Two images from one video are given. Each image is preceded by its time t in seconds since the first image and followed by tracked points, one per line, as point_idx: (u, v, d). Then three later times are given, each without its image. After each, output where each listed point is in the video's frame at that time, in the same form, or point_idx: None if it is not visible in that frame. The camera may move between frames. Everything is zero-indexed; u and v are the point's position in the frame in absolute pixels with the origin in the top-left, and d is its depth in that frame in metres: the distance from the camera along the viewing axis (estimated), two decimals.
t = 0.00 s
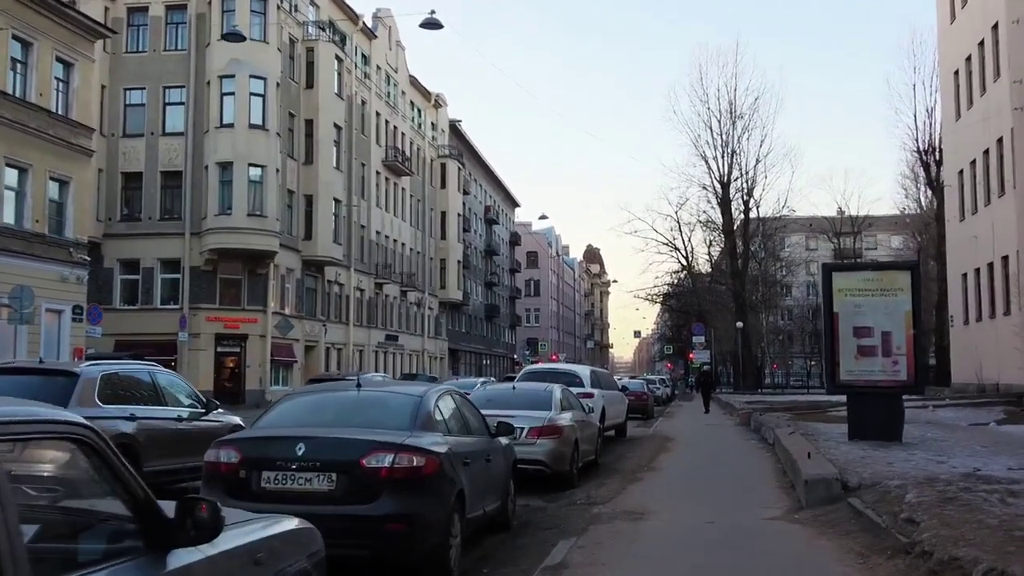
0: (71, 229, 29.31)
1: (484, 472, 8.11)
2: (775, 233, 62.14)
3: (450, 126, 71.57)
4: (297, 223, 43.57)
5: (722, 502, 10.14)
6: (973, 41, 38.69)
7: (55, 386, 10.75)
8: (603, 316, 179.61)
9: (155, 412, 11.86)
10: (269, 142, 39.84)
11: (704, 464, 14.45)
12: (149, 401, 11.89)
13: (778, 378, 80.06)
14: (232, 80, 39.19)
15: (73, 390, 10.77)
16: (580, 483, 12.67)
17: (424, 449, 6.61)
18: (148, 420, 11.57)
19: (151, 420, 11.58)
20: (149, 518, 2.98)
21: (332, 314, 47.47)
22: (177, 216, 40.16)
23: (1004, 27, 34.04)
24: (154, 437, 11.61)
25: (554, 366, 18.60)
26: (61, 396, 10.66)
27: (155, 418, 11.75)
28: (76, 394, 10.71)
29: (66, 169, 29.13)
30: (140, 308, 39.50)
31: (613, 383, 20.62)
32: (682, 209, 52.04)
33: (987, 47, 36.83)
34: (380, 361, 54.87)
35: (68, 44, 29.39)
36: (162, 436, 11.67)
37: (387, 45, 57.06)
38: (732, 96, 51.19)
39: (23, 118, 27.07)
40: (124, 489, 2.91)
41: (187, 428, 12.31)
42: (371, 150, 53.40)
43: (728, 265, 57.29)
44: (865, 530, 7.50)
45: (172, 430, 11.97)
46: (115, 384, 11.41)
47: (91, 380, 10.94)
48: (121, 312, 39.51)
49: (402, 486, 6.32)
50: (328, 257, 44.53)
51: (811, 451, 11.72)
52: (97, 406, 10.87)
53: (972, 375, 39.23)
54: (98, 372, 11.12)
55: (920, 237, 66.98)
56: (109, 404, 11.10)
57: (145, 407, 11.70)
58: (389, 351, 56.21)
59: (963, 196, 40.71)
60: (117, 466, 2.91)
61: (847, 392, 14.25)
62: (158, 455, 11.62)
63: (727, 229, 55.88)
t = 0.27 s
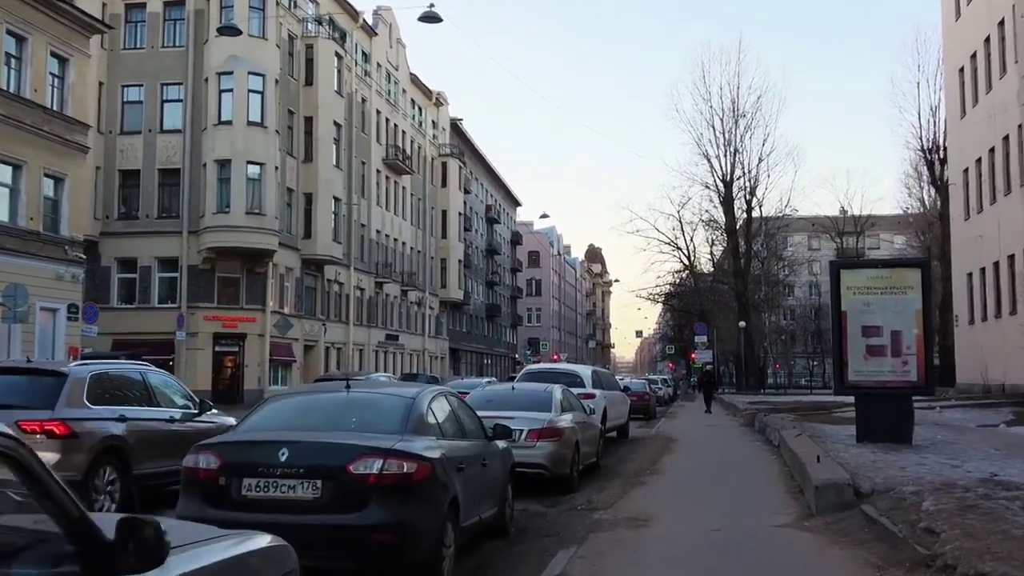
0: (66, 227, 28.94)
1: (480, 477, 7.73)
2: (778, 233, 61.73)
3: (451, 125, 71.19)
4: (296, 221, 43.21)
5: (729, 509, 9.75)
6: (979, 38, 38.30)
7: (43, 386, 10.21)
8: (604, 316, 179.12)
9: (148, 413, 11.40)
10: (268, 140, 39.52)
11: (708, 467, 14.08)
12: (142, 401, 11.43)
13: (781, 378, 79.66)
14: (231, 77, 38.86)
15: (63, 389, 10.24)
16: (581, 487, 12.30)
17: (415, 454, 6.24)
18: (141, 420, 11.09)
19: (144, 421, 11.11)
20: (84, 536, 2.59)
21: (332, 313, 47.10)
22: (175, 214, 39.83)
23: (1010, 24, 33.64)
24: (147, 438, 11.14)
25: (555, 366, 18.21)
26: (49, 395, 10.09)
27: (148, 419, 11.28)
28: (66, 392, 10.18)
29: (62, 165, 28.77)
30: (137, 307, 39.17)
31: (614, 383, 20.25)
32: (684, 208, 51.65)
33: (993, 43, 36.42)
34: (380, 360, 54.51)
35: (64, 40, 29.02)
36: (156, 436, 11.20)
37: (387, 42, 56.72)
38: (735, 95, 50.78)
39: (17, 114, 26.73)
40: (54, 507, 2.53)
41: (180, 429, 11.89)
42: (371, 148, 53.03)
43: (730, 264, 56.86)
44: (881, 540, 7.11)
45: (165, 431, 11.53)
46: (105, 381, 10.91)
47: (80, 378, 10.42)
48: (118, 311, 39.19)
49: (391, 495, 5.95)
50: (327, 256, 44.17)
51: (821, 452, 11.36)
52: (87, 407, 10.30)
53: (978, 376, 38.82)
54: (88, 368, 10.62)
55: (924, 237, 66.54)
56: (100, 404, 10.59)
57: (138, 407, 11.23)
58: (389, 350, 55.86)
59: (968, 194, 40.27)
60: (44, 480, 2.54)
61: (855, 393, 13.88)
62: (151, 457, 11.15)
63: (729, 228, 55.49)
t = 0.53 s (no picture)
0: (60, 225, 28.61)
1: (472, 481, 7.39)
2: (779, 233, 61.36)
3: (451, 124, 70.86)
4: (294, 220, 42.87)
5: (733, 513, 9.40)
6: (982, 35, 37.94)
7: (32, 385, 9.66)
8: (605, 316, 178.70)
9: (141, 413, 11.00)
10: (266, 138, 39.19)
11: (710, 469, 13.75)
12: (135, 401, 11.02)
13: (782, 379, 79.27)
14: (228, 74, 38.57)
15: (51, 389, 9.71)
16: (580, 489, 11.94)
17: (402, 457, 5.90)
18: (133, 420, 10.69)
19: (136, 421, 10.71)
20: None
21: (330, 313, 46.75)
22: (171, 213, 39.53)
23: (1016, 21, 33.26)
24: (139, 438, 10.74)
25: (554, 366, 17.84)
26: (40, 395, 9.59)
27: (141, 419, 10.89)
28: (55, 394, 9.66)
29: (56, 163, 28.46)
30: (133, 306, 38.86)
31: (614, 383, 19.90)
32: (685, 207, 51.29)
33: (997, 41, 36.07)
34: (379, 360, 54.16)
35: (58, 36, 28.70)
36: (149, 437, 10.81)
37: (387, 41, 56.40)
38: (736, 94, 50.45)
39: (10, 111, 26.41)
40: None
41: (173, 429, 11.47)
42: (371, 147, 52.68)
43: (732, 264, 56.49)
44: (894, 546, 6.77)
45: (158, 431, 11.13)
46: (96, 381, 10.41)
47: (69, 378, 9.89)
48: (114, 310, 38.88)
49: (375, 500, 5.61)
50: (326, 255, 43.82)
51: (826, 454, 11.03)
52: (76, 407, 9.82)
53: (981, 376, 38.47)
54: (77, 368, 10.08)
55: (926, 237, 66.17)
56: (89, 404, 10.12)
57: (131, 407, 10.82)
58: (388, 351, 55.49)
59: (972, 193, 39.88)
60: None
61: (861, 393, 13.53)
62: (144, 457, 10.75)
63: (730, 228, 55.13)
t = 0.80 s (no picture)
0: (52, 225, 28.22)
1: (463, 492, 7.00)
2: (781, 232, 60.98)
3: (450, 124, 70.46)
4: (291, 220, 42.49)
5: (736, 523, 9.01)
6: (986, 32, 37.54)
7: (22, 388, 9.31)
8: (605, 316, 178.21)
9: (135, 418, 10.41)
10: (262, 137, 38.83)
11: (712, 474, 13.36)
12: (128, 405, 10.43)
13: (783, 379, 78.90)
14: (224, 72, 38.23)
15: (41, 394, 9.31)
16: (578, 495, 11.54)
17: (384, 468, 5.52)
18: (126, 425, 10.12)
19: (130, 426, 10.15)
20: None
21: (328, 314, 46.35)
22: (167, 213, 39.19)
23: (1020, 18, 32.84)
24: (133, 443, 10.20)
25: (552, 367, 17.42)
26: (33, 397, 9.26)
27: (135, 425, 10.31)
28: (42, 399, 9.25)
29: (48, 162, 28.09)
30: (128, 306, 38.53)
31: (614, 385, 19.52)
32: (686, 207, 50.90)
33: (1001, 39, 35.67)
34: (378, 361, 53.77)
35: (50, 33, 28.33)
36: (144, 442, 10.27)
37: (386, 39, 55.98)
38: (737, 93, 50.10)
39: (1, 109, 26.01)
40: None
41: (167, 435, 10.88)
42: (369, 146, 52.28)
43: (733, 264, 56.11)
44: (911, 564, 6.37)
45: (153, 437, 10.56)
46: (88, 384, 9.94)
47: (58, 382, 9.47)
48: (109, 310, 38.55)
49: (354, 515, 5.22)
50: (323, 255, 43.41)
51: (833, 459, 10.65)
52: (70, 411, 9.46)
53: (985, 377, 38.09)
54: (68, 371, 9.68)
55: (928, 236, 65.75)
56: (82, 408, 9.68)
57: (123, 411, 10.25)
58: (387, 351, 55.10)
59: (975, 192, 39.44)
60: None
61: (868, 397, 13.12)
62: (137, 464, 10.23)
63: (731, 228, 54.75)
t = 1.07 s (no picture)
0: (45, 221, 27.88)
1: (456, 491, 6.65)
2: (782, 230, 60.61)
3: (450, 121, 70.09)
4: (289, 218, 42.14)
5: (742, 525, 8.65)
6: (989, 27, 37.15)
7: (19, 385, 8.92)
8: (605, 315, 177.82)
9: (136, 415, 10.00)
10: (259, 133, 38.51)
11: (715, 474, 13.01)
12: (128, 401, 10.01)
13: (784, 378, 78.59)
14: (220, 68, 37.92)
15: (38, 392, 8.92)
16: (577, 496, 11.18)
17: (368, 468, 5.16)
18: (126, 421, 9.71)
19: (130, 422, 9.72)
20: None
21: (327, 312, 46.00)
22: (163, 210, 38.86)
23: None
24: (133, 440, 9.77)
25: (551, 365, 17.03)
26: (33, 394, 8.89)
27: (136, 421, 9.89)
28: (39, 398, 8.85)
29: (42, 158, 27.75)
30: (124, 305, 38.20)
31: (614, 382, 19.16)
32: (687, 204, 50.57)
33: (1005, 34, 35.28)
34: (377, 359, 53.41)
35: (44, 27, 27.99)
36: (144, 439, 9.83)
37: (384, 36, 55.61)
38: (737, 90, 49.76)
39: None
40: None
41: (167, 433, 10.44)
42: (368, 144, 51.92)
43: (734, 263, 55.73)
44: (928, 568, 6.02)
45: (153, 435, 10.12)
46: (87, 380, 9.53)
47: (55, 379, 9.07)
48: (105, 309, 38.22)
49: (334, 518, 4.87)
50: (321, 253, 43.06)
51: (841, 458, 10.29)
52: (70, 407, 9.09)
53: (989, 375, 37.72)
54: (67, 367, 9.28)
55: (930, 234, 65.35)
56: (81, 405, 9.25)
57: (124, 408, 9.85)
58: (386, 350, 54.73)
59: (979, 189, 39.03)
60: None
61: (876, 394, 12.76)
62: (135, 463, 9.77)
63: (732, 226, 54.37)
